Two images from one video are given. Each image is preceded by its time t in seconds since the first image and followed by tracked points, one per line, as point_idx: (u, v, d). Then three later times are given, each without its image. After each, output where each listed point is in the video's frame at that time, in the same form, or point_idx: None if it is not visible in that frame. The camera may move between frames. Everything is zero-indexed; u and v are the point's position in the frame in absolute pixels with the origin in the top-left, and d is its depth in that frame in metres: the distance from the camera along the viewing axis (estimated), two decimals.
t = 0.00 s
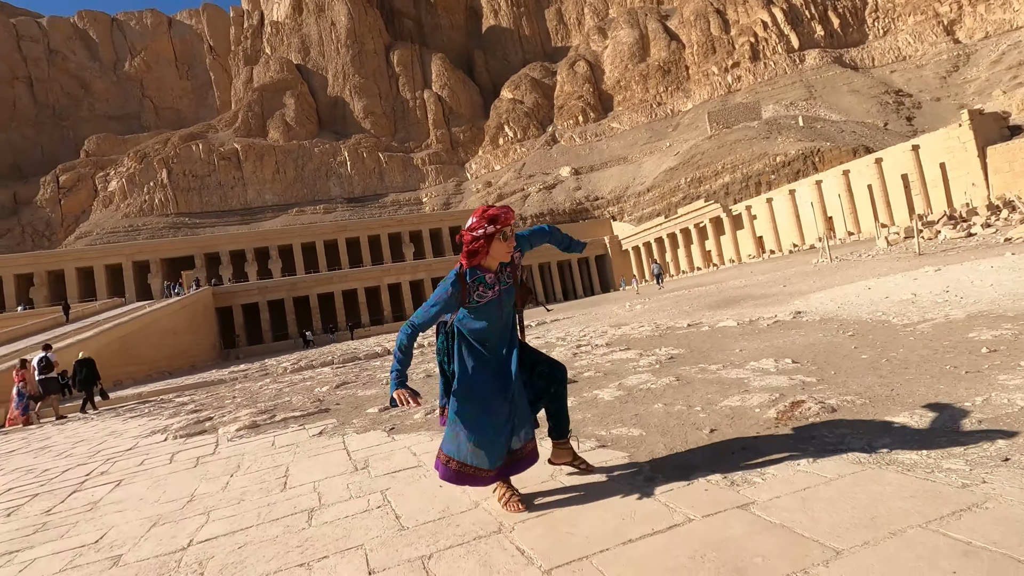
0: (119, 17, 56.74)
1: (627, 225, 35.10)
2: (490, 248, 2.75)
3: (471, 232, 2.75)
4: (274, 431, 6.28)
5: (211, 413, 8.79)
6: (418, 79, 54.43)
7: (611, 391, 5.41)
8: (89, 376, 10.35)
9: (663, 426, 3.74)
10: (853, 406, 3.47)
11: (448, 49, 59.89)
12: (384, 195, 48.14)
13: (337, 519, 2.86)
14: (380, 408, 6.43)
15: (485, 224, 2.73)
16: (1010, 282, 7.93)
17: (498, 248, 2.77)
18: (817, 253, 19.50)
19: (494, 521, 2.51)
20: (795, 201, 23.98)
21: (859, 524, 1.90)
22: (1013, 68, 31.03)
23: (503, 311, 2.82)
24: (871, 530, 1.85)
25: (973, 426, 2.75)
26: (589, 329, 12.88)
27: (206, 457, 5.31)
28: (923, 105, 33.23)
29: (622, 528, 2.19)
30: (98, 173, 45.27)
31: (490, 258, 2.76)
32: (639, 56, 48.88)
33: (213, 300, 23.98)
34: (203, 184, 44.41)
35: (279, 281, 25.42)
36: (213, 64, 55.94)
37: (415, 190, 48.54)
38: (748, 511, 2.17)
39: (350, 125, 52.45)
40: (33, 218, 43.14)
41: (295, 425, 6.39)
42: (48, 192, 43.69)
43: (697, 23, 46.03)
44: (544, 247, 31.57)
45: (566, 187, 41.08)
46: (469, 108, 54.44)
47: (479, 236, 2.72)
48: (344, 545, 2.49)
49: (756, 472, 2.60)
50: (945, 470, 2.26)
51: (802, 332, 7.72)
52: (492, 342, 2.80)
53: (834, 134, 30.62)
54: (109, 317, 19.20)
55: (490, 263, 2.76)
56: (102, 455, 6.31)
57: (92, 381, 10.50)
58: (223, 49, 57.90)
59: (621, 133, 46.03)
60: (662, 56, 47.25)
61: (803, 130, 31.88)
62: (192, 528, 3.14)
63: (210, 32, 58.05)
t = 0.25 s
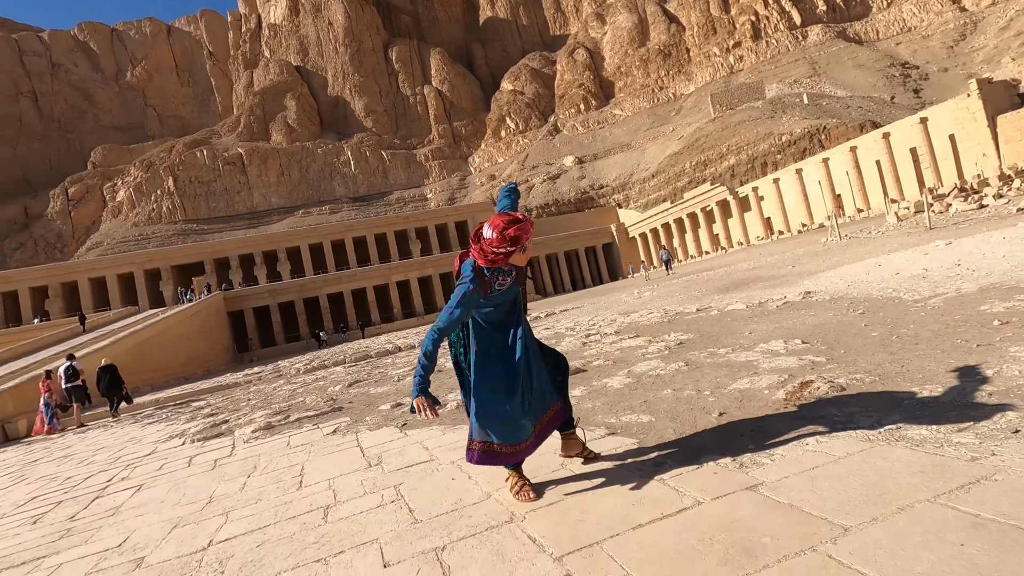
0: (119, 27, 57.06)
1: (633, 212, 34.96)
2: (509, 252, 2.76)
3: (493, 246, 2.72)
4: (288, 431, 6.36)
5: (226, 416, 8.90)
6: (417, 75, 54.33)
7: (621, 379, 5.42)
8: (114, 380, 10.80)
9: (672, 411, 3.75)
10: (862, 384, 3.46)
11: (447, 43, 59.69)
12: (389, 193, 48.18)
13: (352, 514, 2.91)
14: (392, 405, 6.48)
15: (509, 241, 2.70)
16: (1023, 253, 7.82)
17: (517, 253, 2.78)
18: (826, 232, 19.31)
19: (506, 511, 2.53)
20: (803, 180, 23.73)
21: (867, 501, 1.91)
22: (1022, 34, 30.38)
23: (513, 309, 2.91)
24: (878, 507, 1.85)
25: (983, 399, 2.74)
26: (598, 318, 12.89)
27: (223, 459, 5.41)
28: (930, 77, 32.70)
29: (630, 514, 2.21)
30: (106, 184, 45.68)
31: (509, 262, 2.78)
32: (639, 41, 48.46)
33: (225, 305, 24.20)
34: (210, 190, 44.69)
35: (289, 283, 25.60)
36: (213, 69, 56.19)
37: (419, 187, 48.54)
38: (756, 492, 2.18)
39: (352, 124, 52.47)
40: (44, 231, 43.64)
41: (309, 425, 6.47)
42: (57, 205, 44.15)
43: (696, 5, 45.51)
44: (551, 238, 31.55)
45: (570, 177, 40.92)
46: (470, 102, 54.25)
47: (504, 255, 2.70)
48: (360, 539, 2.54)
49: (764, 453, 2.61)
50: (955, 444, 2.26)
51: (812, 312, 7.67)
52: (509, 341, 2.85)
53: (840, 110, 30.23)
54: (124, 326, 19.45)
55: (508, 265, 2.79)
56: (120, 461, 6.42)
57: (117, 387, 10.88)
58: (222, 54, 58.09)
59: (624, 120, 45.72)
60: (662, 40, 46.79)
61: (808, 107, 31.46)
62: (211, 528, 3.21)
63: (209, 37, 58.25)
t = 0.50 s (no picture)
0: (113, 36, 57.11)
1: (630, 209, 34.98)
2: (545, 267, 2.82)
3: (531, 262, 2.76)
4: (290, 436, 6.39)
5: (228, 422, 8.92)
6: (412, 77, 54.33)
7: (619, 375, 5.44)
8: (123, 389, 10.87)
9: (670, 406, 3.77)
10: (857, 375, 3.48)
11: (440, 45, 59.70)
12: (386, 195, 48.16)
13: (353, 517, 2.93)
14: (392, 408, 6.49)
15: (548, 259, 2.75)
16: (1019, 240, 7.83)
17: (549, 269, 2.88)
18: (823, 224, 19.30)
19: (505, 510, 2.55)
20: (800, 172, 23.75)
21: (858, 489, 1.93)
22: (1016, 21, 30.32)
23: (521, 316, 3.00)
24: (869, 496, 1.87)
25: (975, 386, 2.75)
26: (597, 316, 12.91)
27: (225, 465, 5.43)
28: (925, 66, 32.69)
29: (626, 508, 2.24)
30: (103, 194, 45.69)
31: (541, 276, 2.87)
32: (632, 37, 48.44)
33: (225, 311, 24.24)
34: (207, 197, 44.70)
35: (289, 288, 25.64)
36: (208, 76, 56.22)
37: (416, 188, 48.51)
38: (749, 483, 2.20)
39: (348, 128, 52.46)
40: (43, 243, 43.64)
41: (311, 429, 6.49)
42: (55, 216, 44.15)
43: None
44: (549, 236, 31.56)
45: (567, 175, 40.92)
46: (465, 103, 54.24)
47: (542, 275, 2.77)
48: (360, 541, 2.56)
49: (758, 445, 2.62)
50: (946, 431, 2.27)
51: (809, 304, 7.69)
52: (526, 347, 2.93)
53: (835, 101, 30.24)
54: (125, 334, 19.48)
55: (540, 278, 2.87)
56: (123, 470, 6.44)
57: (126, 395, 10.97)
58: (217, 61, 58.12)
59: (619, 117, 45.72)
60: (656, 36, 46.77)
61: (803, 100, 31.45)
62: (213, 533, 3.23)
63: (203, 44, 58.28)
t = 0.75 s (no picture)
0: (95, 32, 56.24)
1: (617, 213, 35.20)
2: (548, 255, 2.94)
3: (539, 250, 2.84)
4: (270, 439, 6.33)
5: (207, 424, 8.81)
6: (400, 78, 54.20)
7: (601, 378, 5.47)
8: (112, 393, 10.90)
9: (649, 409, 3.81)
10: (831, 379, 3.54)
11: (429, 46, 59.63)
12: (373, 196, 47.92)
13: (330, 519, 2.92)
14: (374, 410, 6.46)
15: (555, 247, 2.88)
16: (992, 248, 8.02)
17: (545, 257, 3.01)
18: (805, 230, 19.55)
19: (482, 512, 2.56)
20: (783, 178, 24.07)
21: (826, 490, 1.97)
22: (992, 33, 31.01)
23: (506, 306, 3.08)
24: (836, 497, 1.91)
25: (943, 390, 2.82)
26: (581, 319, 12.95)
27: (203, 468, 5.37)
28: (905, 76, 33.34)
29: (601, 510, 2.26)
30: (83, 192, 44.92)
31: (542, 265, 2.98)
32: (620, 42, 48.79)
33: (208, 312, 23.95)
34: (191, 196, 44.13)
35: (273, 289, 25.41)
36: (193, 74, 55.60)
37: (403, 190, 48.33)
38: (722, 485, 2.23)
39: (335, 128, 52.15)
40: (21, 241, 42.76)
41: (291, 431, 6.44)
42: (34, 213, 43.31)
43: (676, 7, 45.95)
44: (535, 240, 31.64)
45: (554, 178, 41.06)
46: (453, 105, 54.20)
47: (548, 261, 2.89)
48: (336, 543, 2.55)
49: (734, 447, 2.66)
50: (913, 434, 2.33)
51: (789, 309, 7.80)
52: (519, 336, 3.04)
53: (817, 109, 30.73)
54: (104, 335, 19.16)
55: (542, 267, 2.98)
56: (99, 473, 6.34)
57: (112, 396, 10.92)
58: (202, 59, 57.50)
59: (607, 121, 45.99)
60: (643, 41, 47.13)
61: (787, 107, 31.88)
62: (189, 537, 3.20)
63: (188, 42, 57.64)
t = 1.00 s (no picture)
0: (77, 21, 55.14)
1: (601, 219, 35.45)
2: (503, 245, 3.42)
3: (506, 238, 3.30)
4: (244, 438, 6.24)
5: (181, 423, 8.64)
6: (388, 78, 54.00)
7: (580, 383, 5.50)
8: (90, 388, 10.94)
9: (624, 414, 3.84)
10: (802, 387, 3.60)
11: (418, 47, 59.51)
12: (358, 196, 47.60)
13: (301, 520, 2.89)
14: (351, 411, 6.40)
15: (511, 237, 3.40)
16: (963, 262, 8.22)
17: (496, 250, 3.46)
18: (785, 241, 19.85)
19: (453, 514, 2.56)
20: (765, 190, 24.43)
21: (791, 497, 2.00)
22: (969, 54, 31.81)
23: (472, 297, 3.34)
24: (799, 503, 1.94)
25: (908, 400, 2.88)
26: (563, 323, 12.99)
27: (174, 467, 5.27)
28: (885, 93, 34.07)
29: (571, 514, 2.27)
30: (60, 183, 43.94)
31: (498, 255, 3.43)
32: (609, 50, 49.18)
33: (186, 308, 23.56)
34: (171, 190, 43.41)
35: (253, 287, 25.11)
36: (177, 67, 54.78)
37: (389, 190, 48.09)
38: (691, 490, 2.26)
39: (321, 126, 51.73)
40: None
41: (267, 431, 6.37)
42: (8, 204, 42.23)
43: (664, 17, 46.46)
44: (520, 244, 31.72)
45: (541, 183, 41.19)
46: (441, 106, 54.11)
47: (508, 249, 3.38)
48: (305, 545, 2.53)
49: (705, 453, 2.69)
50: (877, 442, 2.38)
51: (767, 317, 7.91)
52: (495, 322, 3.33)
53: (800, 122, 31.29)
54: (78, 330, 18.74)
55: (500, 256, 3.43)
56: (65, 471, 6.19)
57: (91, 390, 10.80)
58: (187, 52, 56.71)
59: (594, 128, 46.29)
60: (631, 50, 47.55)
61: (770, 119, 32.38)
62: (155, 537, 3.14)
63: (173, 34, 56.80)
